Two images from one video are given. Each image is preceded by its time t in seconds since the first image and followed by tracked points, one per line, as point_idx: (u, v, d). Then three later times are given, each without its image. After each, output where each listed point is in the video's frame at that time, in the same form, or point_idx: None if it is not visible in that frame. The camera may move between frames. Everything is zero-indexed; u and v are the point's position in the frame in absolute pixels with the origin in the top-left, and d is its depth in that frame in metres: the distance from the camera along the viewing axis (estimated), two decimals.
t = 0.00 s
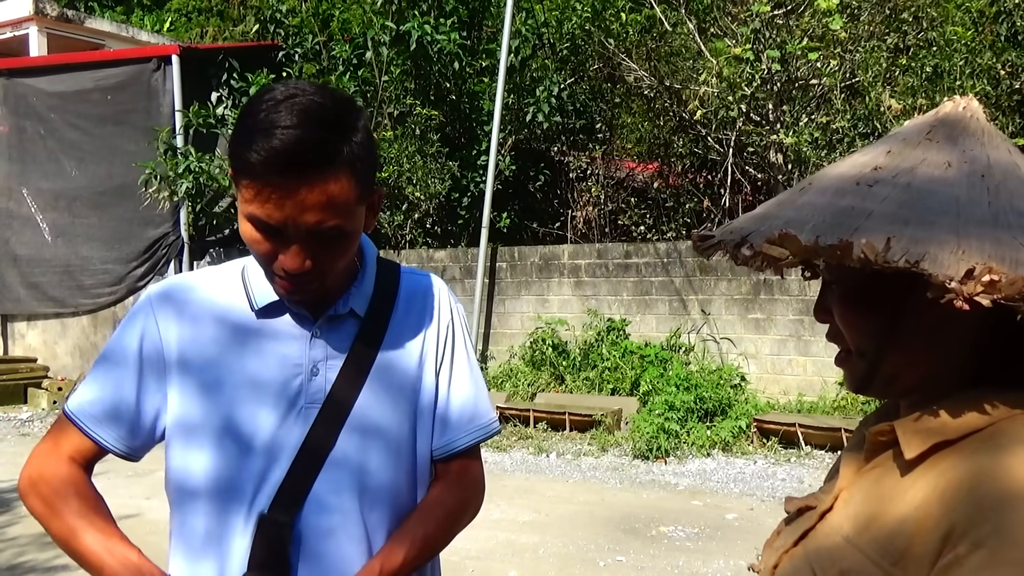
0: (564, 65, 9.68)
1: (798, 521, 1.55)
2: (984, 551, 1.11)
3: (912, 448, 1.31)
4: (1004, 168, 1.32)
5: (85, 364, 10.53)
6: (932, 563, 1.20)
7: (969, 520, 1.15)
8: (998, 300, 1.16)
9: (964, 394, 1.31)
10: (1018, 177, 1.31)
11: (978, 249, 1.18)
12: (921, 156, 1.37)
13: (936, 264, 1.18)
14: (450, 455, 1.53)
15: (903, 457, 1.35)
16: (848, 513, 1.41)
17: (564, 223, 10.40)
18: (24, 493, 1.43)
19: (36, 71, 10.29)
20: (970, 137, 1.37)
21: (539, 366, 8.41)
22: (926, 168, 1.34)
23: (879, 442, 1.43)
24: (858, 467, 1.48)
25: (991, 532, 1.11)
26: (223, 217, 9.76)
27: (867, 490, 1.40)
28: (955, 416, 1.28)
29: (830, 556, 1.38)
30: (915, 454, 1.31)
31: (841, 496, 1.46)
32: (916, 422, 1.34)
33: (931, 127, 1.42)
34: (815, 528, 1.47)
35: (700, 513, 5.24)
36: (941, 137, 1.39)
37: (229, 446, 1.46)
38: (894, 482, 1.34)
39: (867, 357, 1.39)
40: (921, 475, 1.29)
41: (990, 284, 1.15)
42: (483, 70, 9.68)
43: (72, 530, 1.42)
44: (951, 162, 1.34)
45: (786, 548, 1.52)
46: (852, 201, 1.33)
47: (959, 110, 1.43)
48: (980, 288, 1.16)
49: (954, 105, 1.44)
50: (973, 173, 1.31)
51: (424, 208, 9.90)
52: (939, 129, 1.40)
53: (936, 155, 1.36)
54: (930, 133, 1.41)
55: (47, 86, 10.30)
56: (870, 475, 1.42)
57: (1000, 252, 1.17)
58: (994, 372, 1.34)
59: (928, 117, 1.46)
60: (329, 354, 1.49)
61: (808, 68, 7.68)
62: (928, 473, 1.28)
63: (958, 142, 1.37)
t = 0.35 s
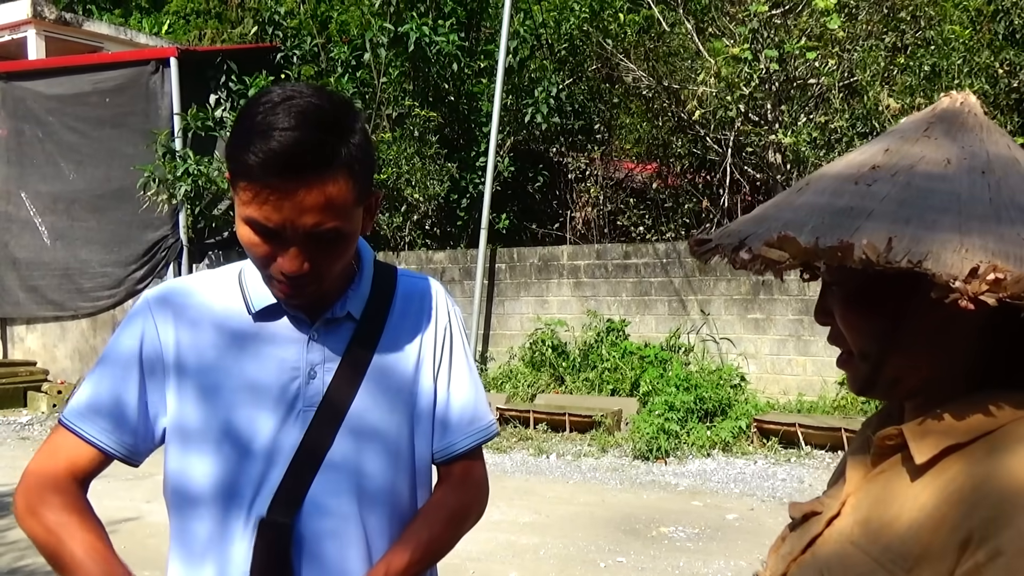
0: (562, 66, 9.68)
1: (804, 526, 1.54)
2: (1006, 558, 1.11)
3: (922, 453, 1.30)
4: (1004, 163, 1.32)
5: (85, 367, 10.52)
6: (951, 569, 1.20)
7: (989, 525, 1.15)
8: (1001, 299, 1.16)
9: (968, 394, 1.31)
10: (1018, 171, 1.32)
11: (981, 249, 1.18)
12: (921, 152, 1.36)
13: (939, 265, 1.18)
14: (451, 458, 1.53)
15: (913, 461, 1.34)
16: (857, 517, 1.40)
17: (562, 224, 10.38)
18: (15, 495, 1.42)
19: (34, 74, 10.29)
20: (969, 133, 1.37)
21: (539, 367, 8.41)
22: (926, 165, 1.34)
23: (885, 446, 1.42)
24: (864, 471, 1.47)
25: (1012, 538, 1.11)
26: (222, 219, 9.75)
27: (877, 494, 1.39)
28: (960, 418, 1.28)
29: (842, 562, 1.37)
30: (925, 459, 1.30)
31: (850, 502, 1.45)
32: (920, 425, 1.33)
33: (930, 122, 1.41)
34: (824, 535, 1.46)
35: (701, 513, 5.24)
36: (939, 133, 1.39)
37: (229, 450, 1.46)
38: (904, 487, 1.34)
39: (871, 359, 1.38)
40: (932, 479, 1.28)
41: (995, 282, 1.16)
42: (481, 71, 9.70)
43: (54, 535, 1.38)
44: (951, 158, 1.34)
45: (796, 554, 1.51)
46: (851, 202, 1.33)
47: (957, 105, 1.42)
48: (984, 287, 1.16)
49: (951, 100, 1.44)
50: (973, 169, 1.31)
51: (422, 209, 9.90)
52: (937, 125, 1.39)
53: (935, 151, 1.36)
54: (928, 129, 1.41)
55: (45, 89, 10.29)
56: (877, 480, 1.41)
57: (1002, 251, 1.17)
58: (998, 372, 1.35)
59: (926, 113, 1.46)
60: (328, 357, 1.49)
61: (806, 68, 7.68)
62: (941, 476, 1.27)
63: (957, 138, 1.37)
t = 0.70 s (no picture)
0: (563, 66, 9.68)
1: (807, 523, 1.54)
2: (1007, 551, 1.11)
3: (926, 448, 1.30)
4: (1003, 159, 1.32)
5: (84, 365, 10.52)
6: (953, 564, 1.20)
7: (991, 518, 1.15)
8: (1001, 294, 1.17)
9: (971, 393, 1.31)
10: (1018, 168, 1.31)
11: (985, 244, 1.18)
12: (919, 150, 1.36)
13: (939, 260, 1.18)
14: (452, 455, 1.53)
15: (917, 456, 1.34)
16: (861, 513, 1.40)
17: (562, 224, 10.37)
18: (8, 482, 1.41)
19: (34, 72, 10.29)
20: (967, 130, 1.37)
21: (538, 367, 8.41)
22: (925, 163, 1.34)
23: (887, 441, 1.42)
24: (867, 467, 1.46)
25: (1014, 531, 1.11)
26: (222, 219, 9.75)
27: (881, 489, 1.39)
28: (962, 414, 1.28)
29: (848, 559, 1.37)
30: (929, 454, 1.30)
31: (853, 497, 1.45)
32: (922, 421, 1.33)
33: (928, 121, 1.41)
34: (827, 530, 1.46)
35: (699, 514, 5.23)
36: (938, 131, 1.38)
37: (228, 446, 1.46)
38: (908, 483, 1.33)
39: (874, 357, 1.38)
40: (936, 475, 1.28)
41: (996, 277, 1.16)
42: (482, 70, 9.70)
43: (38, 531, 1.37)
44: (950, 156, 1.34)
45: (799, 549, 1.50)
46: (851, 200, 1.32)
47: (954, 103, 1.42)
48: (986, 283, 1.16)
49: (949, 98, 1.44)
50: (973, 165, 1.31)
51: (422, 209, 9.90)
52: (935, 123, 1.39)
53: (934, 149, 1.36)
54: (926, 126, 1.40)
55: (45, 87, 10.29)
56: (879, 477, 1.41)
57: (1003, 245, 1.17)
58: (1001, 369, 1.34)
59: (923, 111, 1.46)
60: (328, 354, 1.48)
61: (806, 68, 7.68)
62: (946, 470, 1.27)
63: (956, 136, 1.37)
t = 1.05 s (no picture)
0: (563, 64, 9.67)
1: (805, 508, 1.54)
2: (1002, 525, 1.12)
3: (921, 432, 1.32)
4: (1003, 163, 1.32)
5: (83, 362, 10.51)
6: (949, 538, 1.21)
7: (982, 490, 1.16)
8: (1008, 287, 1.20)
9: (976, 380, 1.32)
10: (1016, 168, 1.32)
11: (995, 243, 1.20)
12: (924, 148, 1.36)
13: (949, 253, 1.21)
14: (451, 453, 1.53)
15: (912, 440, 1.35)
16: (855, 499, 1.40)
17: (562, 222, 10.34)
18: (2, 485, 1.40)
19: (34, 68, 10.28)
20: (967, 132, 1.36)
21: (537, 365, 8.41)
22: (927, 164, 1.33)
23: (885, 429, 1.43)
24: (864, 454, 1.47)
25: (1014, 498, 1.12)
26: (221, 216, 9.75)
27: (877, 472, 1.39)
28: (969, 399, 1.29)
29: (842, 537, 1.37)
30: (924, 437, 1.31)
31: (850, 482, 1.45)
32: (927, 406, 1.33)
33: (930, 121, 1.40)
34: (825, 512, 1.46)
35: (697, 513, 5.23)
36: (941, 131, 1.37)
37: (225, 444, 1.46)
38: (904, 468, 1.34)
39: (875, 349, 1.39)
40: (933, 457, 1.29)
41: (1004, 272, 1.19)
42: (483, 69, 9.67)
43: (41, 538, 1.36)
44: (952, 157, 1.33)
45: (799, 533, 1.50)
46: (857, 197, 1.34)
47: (951, 106, 1.42)
48: (994, 276, 1.19)
49: (946, 100, 1.44)
50: (972, 166, 1.31)
51: (422, 207, 9.89)
52: (937, 124, 1.37)
53: (935, 150, 1.35)
54: (928, 129, 1.38)
55: (44, 84, 10.28)
56: (876, 464, 1.42)
57: (1010, 242, 1.20)
58: (1000, 357, 1.35)
59: (923, 112, 1.45)
60: (326, 353, 1.48)
61: (807, 69, 7.67)
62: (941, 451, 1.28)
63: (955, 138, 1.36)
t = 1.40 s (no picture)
0: (562, 62, 9.65)
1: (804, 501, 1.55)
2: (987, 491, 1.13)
3: (910, 417, 1.33)
4: (985, 169, 1.37)
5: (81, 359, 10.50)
6: (940, 511, 1.22)
7: (977, 465, 1.17)
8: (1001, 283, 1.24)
9: (958, 369, 1.33)
10: (995, 171, 1.38)
11: (990, 243, 1.23)
12: (910, 157, 1.40)
13: (943, 254, 1.23)
14: (445, 450, 1.53)
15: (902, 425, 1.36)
16: (849, 487, 1.41)
17: (560, 221, 10.35)
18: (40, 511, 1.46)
19: (32, 64, 10.27)
20: (952, 139, 1.41)
21: (535, 363, 8.41)
22: (916, 170, 1.37)
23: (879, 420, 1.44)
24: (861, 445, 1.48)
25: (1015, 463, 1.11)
26: (220, 214, 9.74)
27: (870, 460, 1.40)
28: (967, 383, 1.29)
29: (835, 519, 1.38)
30: (914, 421, 1.32)
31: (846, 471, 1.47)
32: (923, 393, 1.34)
33: (915, 128, 1.44)
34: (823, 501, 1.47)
35: (694, 511, 5.23)
36: (929, 139, 1.41)
37: (219, 440, 1.46)
38: (897, 452, 1.34)
39: (868, 343, 1.40)
40: (925, 438, 1.30)
41: (994, 268, 1.22)
42: (481, 66, 9.67)
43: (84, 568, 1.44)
44: (938, 163, 1.37)
45: (799, 522, 1.51)
46: (855, 202, 1.35)
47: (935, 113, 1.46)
48: (984, 272, 1.22)
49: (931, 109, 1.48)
50: (955, 170, 1.36)
51: (421, 204, 9.87)
52: (924, 131, 1.42)
53: (922, 157, 1.39)
54: (915, 135, 1.43)
55: (43, 80, 10.27)
56: (869, 452, 1.43)
57: (1001, 242, 1.24)
58: (988, 343, 1.37)
59: (908, 121, 1.49)
60: (319, 349, 1.48)
61: (806, 67, 7.68)
62: (931, 431, 1.30)
63: (942, 145, 1.40)
